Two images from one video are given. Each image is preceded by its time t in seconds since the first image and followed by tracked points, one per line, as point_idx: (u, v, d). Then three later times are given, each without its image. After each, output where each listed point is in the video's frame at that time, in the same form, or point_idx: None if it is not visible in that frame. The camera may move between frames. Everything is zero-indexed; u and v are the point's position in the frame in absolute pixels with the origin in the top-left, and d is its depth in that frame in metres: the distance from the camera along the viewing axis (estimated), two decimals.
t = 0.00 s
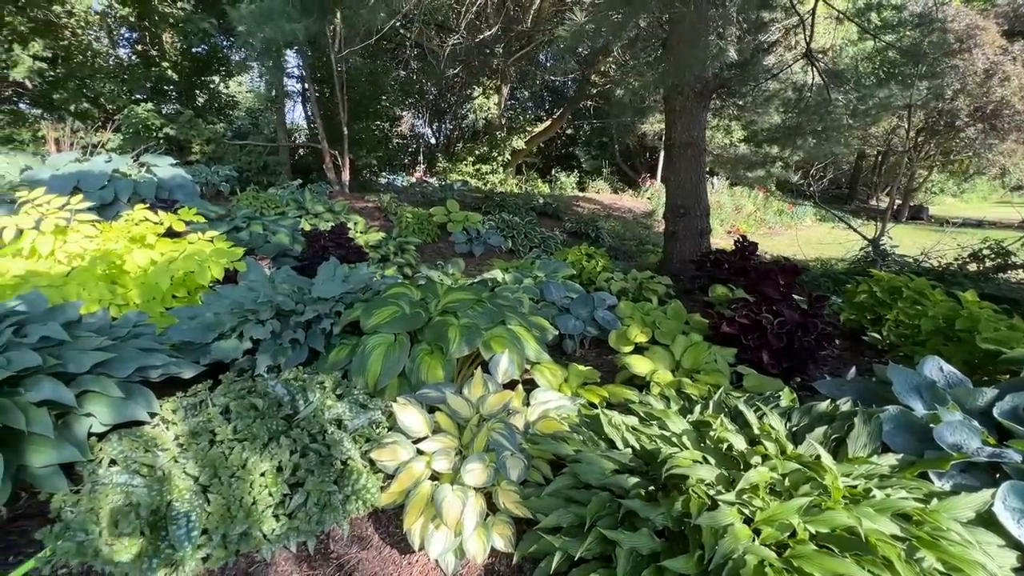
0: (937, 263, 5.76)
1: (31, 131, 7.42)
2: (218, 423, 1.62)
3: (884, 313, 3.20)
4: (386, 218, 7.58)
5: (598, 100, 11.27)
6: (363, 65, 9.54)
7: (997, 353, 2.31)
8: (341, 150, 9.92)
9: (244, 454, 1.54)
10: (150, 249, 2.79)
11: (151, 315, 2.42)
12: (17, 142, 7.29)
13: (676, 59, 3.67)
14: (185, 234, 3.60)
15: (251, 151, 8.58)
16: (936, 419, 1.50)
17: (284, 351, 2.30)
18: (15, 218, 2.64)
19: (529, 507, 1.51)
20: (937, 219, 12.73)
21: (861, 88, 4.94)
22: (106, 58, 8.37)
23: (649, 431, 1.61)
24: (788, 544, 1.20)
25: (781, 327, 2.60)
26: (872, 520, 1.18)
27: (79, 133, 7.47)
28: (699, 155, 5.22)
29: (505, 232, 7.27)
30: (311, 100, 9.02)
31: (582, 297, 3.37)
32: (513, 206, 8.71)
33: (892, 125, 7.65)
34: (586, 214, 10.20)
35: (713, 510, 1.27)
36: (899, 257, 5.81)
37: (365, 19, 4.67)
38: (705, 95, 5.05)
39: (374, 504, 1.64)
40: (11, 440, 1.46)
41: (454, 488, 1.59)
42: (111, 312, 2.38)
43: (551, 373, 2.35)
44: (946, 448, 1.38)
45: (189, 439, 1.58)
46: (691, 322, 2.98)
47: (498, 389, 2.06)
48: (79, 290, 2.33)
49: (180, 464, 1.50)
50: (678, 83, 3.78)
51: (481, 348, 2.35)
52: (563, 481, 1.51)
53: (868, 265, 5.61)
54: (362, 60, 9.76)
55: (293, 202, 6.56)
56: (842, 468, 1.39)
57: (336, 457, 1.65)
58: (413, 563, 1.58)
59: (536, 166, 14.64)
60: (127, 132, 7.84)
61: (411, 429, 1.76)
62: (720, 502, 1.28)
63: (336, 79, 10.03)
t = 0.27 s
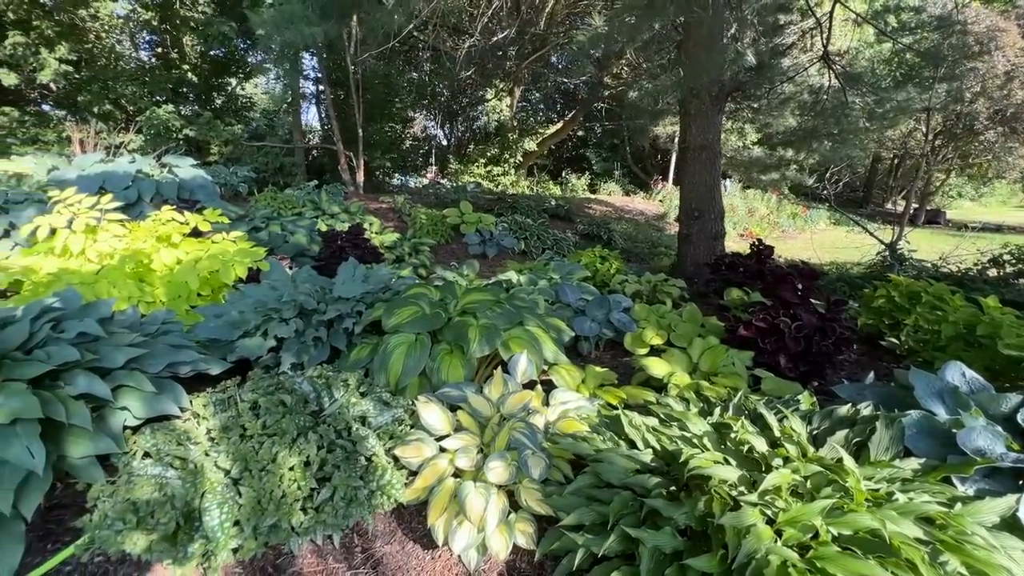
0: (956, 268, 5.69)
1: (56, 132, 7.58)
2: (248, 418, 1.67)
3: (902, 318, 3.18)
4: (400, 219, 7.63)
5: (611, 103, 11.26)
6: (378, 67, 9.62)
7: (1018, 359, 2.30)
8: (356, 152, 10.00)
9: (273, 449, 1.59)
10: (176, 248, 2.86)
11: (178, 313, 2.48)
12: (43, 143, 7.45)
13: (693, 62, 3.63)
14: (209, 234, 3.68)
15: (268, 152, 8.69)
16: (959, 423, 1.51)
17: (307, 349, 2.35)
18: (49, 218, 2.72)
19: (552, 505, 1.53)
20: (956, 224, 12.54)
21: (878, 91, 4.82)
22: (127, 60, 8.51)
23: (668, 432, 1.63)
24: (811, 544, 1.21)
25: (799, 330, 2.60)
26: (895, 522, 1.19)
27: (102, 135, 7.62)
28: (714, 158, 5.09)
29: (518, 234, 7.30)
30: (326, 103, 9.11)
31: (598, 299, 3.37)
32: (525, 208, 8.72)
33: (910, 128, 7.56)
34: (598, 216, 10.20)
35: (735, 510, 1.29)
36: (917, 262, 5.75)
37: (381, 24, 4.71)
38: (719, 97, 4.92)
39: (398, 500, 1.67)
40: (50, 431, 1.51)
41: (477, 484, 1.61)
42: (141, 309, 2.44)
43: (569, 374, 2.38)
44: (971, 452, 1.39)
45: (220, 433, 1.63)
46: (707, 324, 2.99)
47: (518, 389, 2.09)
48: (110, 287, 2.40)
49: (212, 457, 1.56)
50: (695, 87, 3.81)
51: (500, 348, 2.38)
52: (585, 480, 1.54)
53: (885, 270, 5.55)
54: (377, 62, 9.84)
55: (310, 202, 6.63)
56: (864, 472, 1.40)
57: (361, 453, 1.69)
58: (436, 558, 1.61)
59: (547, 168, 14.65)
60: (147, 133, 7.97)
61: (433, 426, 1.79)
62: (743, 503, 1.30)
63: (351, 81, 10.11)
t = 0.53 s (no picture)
0: (980, 274, 5.61)
1: (84, 134, 7.77)
2: (283, 414, 1.72)
3: (925, 323, 3.15)
4: (417, 221, 7.70)
5: (627, 106, 11.24)
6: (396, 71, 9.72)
7: None
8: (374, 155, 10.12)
9: (308, 445, 1.64)
10: (205, 248, 2.92)
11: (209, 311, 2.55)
12: (72, 144, 7.64)
13: (714, 66, 3.62)
14: (235, 235, 3.76)
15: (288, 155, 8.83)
16: (990, 430, 1.50)
17: (334, 348, 2.40)
18: (86, 218, 2.82)
19: (579, 504, 1.55)
20: (979, 229, 12.31)
21: (898, 93, 4.69)
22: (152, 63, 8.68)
23: (694, 434, 1.64)
24: (839, 548, 1.22)
25: (821, 335, 2.60)
26: (924, 526, 1.20)
27: (130, 137, 7.81)
28: (733, 162, 5.01)
29: (534, 237, 7.33)
30: (345, 106, 9.22)
31: (616, 302, 3.37)
32: (540, 210, 8.74)
33: (933, 132, 7.45)
34: (613, 219, 10.19)
35: (763, 512, 1.31)
36: (939, 267, 5.67)
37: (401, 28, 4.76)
38: (739, 101, 4.82)
39: (426, 496, 1.71)
40: (95, 423, 1.57)
41: (504, 483, 1.64)
42: (173, 308, 2.51)
43: (590, 376, 2.40)
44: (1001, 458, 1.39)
45: (256, 428, 1.68)
46: (728, 328, 2.99)
47: (542, 390, 2.11)
48: (144, 286, 2.48)
49: (249, 452, 1.61)
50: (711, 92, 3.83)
51: (522, 349, 2.41)
52: (611, 480, 1.57)
53: (906, 275, 5.49)
54: (395, 66, 9.94)
55: (330, 204, 6.73)
56: (893, 476, 1.40)
57: (391, 450, 1.73)
58: (464, 554, 1.65)
59: (561, 170, 14.65)
60: (172, 135, 8.14)
61: (460, 426, 1.82)
62: (771, 505, 1.31)
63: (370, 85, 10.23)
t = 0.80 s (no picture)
0: (1012, 282, 5.47)
1: (118, 138, 8.01)
2: (320, 413, 1.77)
3: (958, 332, 3.10)
4: (437, 224, 7.76)
5: (647, 111, 11.20)
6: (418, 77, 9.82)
7: None
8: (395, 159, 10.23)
9: (345, 443, 1.68)
10: (240, 250, 3.00)
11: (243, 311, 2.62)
12: (106, 148, 7.87)
13: (739, 73, 3.58)
14: (266, 237, 3.85)
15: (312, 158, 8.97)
16: None
17: (365, 349, 2.45)
18: (129, 221, 2.93)
19: (611, 506, 1.57)
20: (1009, 235, 11.99)
21: (928, 97, 4.59)
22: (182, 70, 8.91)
23: (726, 440, 1.65)
24: (878, 556, 1.21)
25: (851, 343, 2.58)
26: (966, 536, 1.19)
27: (162, 141, 8.03)
28: (755, 166, 4.77)
29: (554, 241, 7.34)
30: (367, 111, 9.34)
31: (640, 307, 3.32)
32: (559, 214, 8.73)
33: (963, 136, 7.29)
34: (633, 223, 10.15)
35: (800, 518, 1.31)
36: (969, 274, 5.55)
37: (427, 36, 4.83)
38: (765, 104, 4.58)
39: (459, 495, 1.74)
40: (142, 418, 1.63)
41: (535, 485, 1.66)
42: (210, 308, 2.58)
43: (618, 380, 2.41)
44: None
45: (295, 426, 1.73)
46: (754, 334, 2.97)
47: (570, 393, 2.13)
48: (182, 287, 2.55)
49: (289, 449, 1.66)
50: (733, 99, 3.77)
51: (550, 353, 2.43)
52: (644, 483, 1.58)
53: (935, 282, 5.38)
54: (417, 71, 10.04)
55: (353, 207, 6.82)
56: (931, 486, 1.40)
57: (425, 449, 1.77)
58: (496, 554, 1.67)
59: (578, 174, 14.62)
60: (201, 139, 8.34)
61: (491, 427, 1.85)
62: (807, 511, 1.32)
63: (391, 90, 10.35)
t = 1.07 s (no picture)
0: None
1: (149, 142, 8.21)
2: (354, 413, 1.81)
3: (993, 340, 3.03)
4: (457, 227, 7.79)
5: (668, 114, 11.13)
6: (439, 81, 9.90)
7: None
8: (415, 162, 10.32)
9: (379, 442, 1.72)
10: (270, 252, 3.06)
11: (275, 311, 2.68)
12: (138, 152, 8.08)
13: (766, 76, 3.54)
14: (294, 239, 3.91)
15: (334, 162, 9.09)
16: None
17: (393, 350, 2.49)
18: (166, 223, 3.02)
19: (642, 510, 1.58)
20: None
21: (959, 98, 4.39)
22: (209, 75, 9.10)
23: (759, 445, 1.64)
24: (919, 565, 1.20)
25: (883, 350, 2.54)
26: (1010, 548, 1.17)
27: (191, 145, 8.21)
28: (781, 170, 4.67)
29: (574, 244, 7.33)
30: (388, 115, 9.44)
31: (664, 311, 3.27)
32: (578, 217, 8.72)
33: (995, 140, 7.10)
34: (652, 227, 10.09)
35: (837, 526, 1.30)
36: (1002, 281, 5.41)
37: (451, 43, 4.89)
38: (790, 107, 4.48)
39: (489, 495, 1.76)
40: (185, 412, 1.68)
41: (565, 487, 1.66)
42: (242, 308, 2.64)
43: (644, 384, 2.41)
44: None
45: (330, 425, 1.78)
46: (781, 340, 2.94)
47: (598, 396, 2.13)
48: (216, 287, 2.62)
49: (324, 447, 1.70)
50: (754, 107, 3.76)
51: (576, 356, 2.44)
52: (675, 488, 1.58)
53: (966, 289, 5.25)
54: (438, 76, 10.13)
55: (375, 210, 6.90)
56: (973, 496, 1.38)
57: (455, 449, 1.79)
58: (525, 555, 1.68)
59: (597, 178, 14.56)
60: (228, 143, 8.51)
61: (521, 428, 1.86)
62: (844, 520, 1.31)
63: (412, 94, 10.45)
